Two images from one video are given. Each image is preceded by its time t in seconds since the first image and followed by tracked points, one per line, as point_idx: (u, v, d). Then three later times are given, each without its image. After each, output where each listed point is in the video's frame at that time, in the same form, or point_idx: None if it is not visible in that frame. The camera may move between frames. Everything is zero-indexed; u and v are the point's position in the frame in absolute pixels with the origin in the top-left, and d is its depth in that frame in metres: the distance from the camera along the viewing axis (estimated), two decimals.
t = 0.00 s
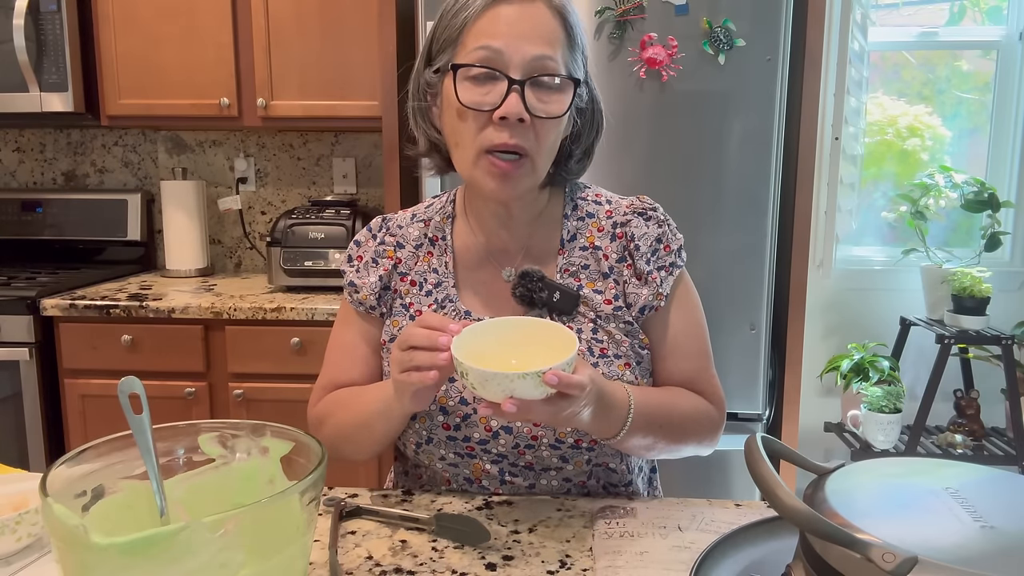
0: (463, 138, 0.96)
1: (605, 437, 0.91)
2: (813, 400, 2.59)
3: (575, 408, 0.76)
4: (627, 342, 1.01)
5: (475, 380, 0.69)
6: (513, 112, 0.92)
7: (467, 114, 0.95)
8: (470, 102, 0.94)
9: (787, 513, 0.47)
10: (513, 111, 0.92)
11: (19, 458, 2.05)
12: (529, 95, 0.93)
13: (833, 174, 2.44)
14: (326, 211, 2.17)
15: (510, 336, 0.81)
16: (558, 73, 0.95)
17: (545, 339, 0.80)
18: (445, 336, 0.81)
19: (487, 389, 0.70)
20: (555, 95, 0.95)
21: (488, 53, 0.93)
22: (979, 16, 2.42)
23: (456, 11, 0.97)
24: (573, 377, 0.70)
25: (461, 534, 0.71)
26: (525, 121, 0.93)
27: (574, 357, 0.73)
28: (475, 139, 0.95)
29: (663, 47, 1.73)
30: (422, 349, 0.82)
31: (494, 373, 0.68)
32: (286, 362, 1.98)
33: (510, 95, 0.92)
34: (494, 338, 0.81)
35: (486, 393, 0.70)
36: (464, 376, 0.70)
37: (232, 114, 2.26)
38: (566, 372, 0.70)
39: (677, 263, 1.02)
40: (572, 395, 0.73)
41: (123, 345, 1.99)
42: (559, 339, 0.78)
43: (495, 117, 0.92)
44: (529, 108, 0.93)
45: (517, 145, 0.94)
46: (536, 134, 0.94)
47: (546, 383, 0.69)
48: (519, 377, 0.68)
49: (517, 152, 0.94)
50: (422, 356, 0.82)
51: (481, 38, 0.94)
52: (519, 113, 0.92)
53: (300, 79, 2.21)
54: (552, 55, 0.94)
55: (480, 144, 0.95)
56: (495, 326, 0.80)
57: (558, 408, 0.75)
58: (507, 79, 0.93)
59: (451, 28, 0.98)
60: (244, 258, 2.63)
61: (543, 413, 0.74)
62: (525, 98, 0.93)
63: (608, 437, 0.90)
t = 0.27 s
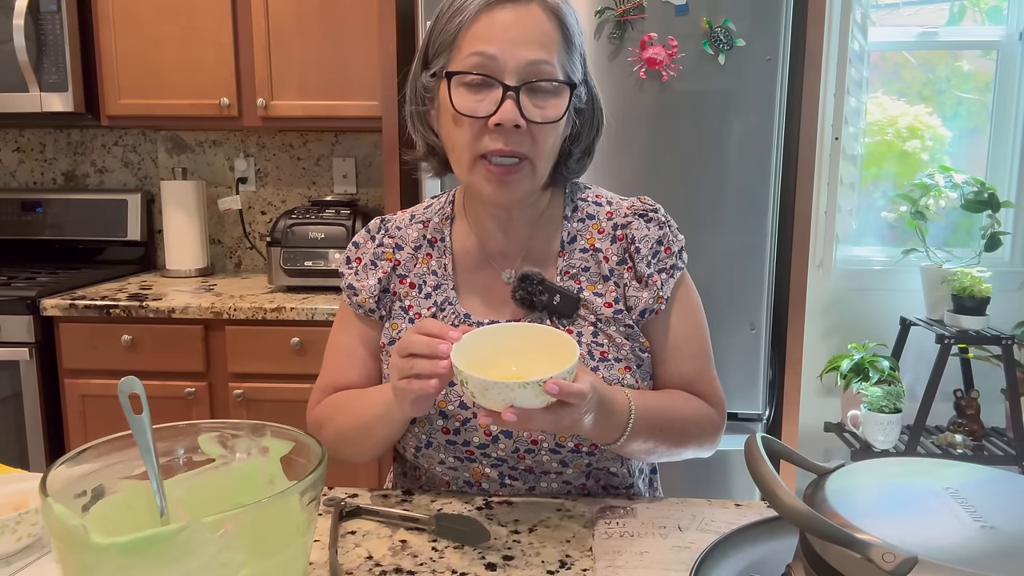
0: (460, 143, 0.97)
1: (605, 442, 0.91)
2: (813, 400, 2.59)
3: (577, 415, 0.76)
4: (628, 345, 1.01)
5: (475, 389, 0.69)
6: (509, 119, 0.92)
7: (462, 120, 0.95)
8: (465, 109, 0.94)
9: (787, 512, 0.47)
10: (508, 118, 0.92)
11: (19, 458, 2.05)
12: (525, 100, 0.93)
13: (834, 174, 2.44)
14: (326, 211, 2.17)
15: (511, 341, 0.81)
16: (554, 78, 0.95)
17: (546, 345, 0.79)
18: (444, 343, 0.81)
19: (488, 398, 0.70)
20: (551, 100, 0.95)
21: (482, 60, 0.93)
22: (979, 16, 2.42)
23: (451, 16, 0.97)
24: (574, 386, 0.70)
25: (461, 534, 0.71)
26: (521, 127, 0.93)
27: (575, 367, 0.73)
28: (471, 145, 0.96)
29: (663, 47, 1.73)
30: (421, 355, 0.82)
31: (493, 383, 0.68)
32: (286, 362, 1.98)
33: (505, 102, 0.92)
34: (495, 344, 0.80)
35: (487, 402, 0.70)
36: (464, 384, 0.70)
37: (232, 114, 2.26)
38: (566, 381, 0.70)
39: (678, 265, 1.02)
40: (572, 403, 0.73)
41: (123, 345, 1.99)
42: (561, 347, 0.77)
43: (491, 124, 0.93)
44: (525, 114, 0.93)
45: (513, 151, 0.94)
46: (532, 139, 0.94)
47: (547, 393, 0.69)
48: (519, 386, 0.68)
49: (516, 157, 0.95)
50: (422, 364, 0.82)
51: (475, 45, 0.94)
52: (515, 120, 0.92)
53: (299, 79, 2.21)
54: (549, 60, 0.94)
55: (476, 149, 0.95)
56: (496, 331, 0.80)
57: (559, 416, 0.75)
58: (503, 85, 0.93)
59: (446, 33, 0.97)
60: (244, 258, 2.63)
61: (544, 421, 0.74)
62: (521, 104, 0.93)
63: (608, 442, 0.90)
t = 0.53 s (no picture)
0: (461, 144, 0.97)
1: (605, 443, 0.91)
2: (813, 400, 2.59)
3: (578, 416, 0.76)
4: (628, 345, 1.01)
5: (476, 390, 0.69)
6: (509, 120, 0.92)
7: (463, 121, 0.95)
8: (465, 109, 0.94)
9: (787, 512, 0.47)
10: (509, 118, 0.92)
11: (19, 458, 2.05)
12: (525, 100, 0.93)
13: (834, 174, 2.44)
14: (326, 211, 2.17)
15: (512, 342, 0.81)
16: (554, 77, 0.95)
17: (547, 345, 0.79)
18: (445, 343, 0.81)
19: (488, 399, 0.70)
20: (551, 99, 0.95)
21: (482, 60, 0.93)
22: (979, 16, 2.42)
23: (451, 16, 0.97)
24: (574, 387, 0.70)
25: (461, 534, 0.71)
26: (522, 127, 0.93)
27: (575, 368, 0.73)
28: (472, 146, 0.95)
29: (663, 47, 1.73)
30: (422, 356, 0.82)
31: (494, 384, 0.68)
32: (286, 363, 1.98)
33: (506, 101, 0.92)
34: (495, 345, 0.80)
35: (487, 403, 0.70)
36: (464, 385, 0.70)
37: (232, 114, 2.26)
38: (567, 382, 0.70)
39: (678, 265, 1.02)
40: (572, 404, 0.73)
41: (123, 345, 1.99)
42: (561, 348, 0.78)
43: (492, 124, 0.93)
44: (525, 114, 0.93)
45: (515, 151, 0.94)
46: (533, 138, 0.94)
47: (547, 393, 0.69)
48: (519, 387, 0.68)
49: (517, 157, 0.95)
50: (422, 364, 0.82)
51: (475, 46, 0.94)
52: (516, 119, 0.92)
53: (299, 79, 2.21)
54: (549, 58, 0.94)
55: (478, 150, 0.95)
56: (496, 333, 0.80)
57: (559, 417, 0.75)
58: (503, 86, 0.93)
59: (445, 34, 0.98)
60: (244, 258, 2.63)
61: (544, 422, 0.74)
62: (522, 104, 0.93)
63: (608, 442, 0.90)
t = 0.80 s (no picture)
0: (462, 140, 0.96)
1: (606, 440, 0.91)
2: (813, 400, 2.59)
3: (579, 409, 0.77)
4: (628, 343, 1.01)
5: (476, 381, 0.69)
6: (510, 110, 0.91)
7: (464, 116, 0.95)
8: (466, 104, 0.94)
9: (787, 513, 0.47)
10: (510, 108, 0.91)
11: (19, 458, 2.05)
12: (525, 91, 0.93)
13: (834, 174, 2.44)
14: (326, 211, 2.17)
15: (512, 337, 0.81)
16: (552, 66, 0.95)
17: (548, 341, 0.80)
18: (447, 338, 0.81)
19: (489, 390, 0.69)
20: (550, 88, 0.94)
21: (479, 53, 0.94)
22: (979, 16, 2.42)
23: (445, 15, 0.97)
24: (575, 378, 0.70)
25: (461, 534, 0.71)
26: (523, 116, 0.92)
27: (576, 358, 0.73)
28: (473, 140, 0.95)
29: (663, 47, 1.73)
30: (420, 347, 0.82)
31: (494, 373, 0.68)
32: (286, 362, 1.98)
33: (505, 92, 0.92)
34: (496, 340, 0.80)
35: (488, 394, 0.70)
36: (465, 376, 0.70)
37: (232, 114, 2.26)
38: (567, 373, 0.70)
39: (679, 263, 1.02)
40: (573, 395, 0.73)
41: (123, 345, 1.99)
42: (562, 343, 0.78)
43: (493, 115, 0.92)
44: (526, 103, 0.93)
45: (518, 142, 0.94)
46: (535, 128, 0.94)
47: (548, 383, 0.69)
48: (520, 377, 0.68)
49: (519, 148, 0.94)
50: (420, 355, 0.82)
51: (471, 39, 0.94)
52: (517, 109, 0.91)
53: (299, 79, 2.21)
54: (544, 47, 0.94)
55: (479, 144, 0.95)
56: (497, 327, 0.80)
57: (561, 409, 0.75)
58: (501, 77, 0.93)
59: (440, 32, 0.98)
60: (244, 258, 2.63)
61: (545, 414, 0.75)
62: (522, 94, 0.93)
63: (609, 439, 0.90)
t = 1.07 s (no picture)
0: (456, 148, 0.97)
1: (607, 444, 0.91)
2: (813, 400, 2.59)
3: (580, 415, 0.76)
4: (629, 346, 1.01)
5: (478, 390, 0.69)
6: (502, 118, 0.92)
7: (456, 125, 0.95)
8: (457, 113, 0.94)
9: (787, 512, 0.47)
10: (501, 117, 0.92)
11: (19, 458, 2.05)
12: (516, 98, 0.93)
13: (834, 174, 2.44)
14: (325, 211, 2.17)
15: (513, 343, 0.81)
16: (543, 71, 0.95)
17: (547, 346, 0.80)
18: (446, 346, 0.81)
19: (491, 400, 0.70)
20: (542, 93, 0.94)
21: (469, 62, 0.93)
22: (979, 16, 2.42)
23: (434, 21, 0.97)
24: (576, 385, 0.70)
25: (461, 534, 0.71)
26: (515, 124, 0.93)
27: (578, 365, 0.73)
28: (468, 148, 0.95)
29: (663, 47, 1.73)
30: (422, 356, 0.82)
31: (495, 384, 0.68)
32: (286, 363, 1.98)
33: (496, 101, 0.92)
34: (496, 346, 0.80)
35: (490, 403, 0.70)
36: (465, 386, 0.70)
37: (232, 114, 2.26)
38: (569, 381, 0.70)
39: (679, 265, 1.02)
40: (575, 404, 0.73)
41: (122, 345, 1.99)
42: (561, 348, 0.78)
43: (485, 124, 0.92)
44: (517, 111, 0.93)
45: (511, 150, 0.94)
46: (528, 135, 0.94)
47: (550, 392, 0.69)
48: (522, 387, 0.68)
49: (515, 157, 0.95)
50: (422, 363, 0.82)
51: (460, 48, 0.94)
52: (508, 117, 0.92)
53: (299, 79, 2.21)
54: (536, 53, 0.94)
55: (473, 153, 0.95)
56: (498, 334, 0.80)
57: (562, 416, 0.74)
58: (492, 85, 0.93)
59: (431, 40, 0.98)
60: (244, 258, 2.63)
61: (547, 422, 0.74)
62: (513, 101, 0.93)
63: (611, 443, 0.90)
